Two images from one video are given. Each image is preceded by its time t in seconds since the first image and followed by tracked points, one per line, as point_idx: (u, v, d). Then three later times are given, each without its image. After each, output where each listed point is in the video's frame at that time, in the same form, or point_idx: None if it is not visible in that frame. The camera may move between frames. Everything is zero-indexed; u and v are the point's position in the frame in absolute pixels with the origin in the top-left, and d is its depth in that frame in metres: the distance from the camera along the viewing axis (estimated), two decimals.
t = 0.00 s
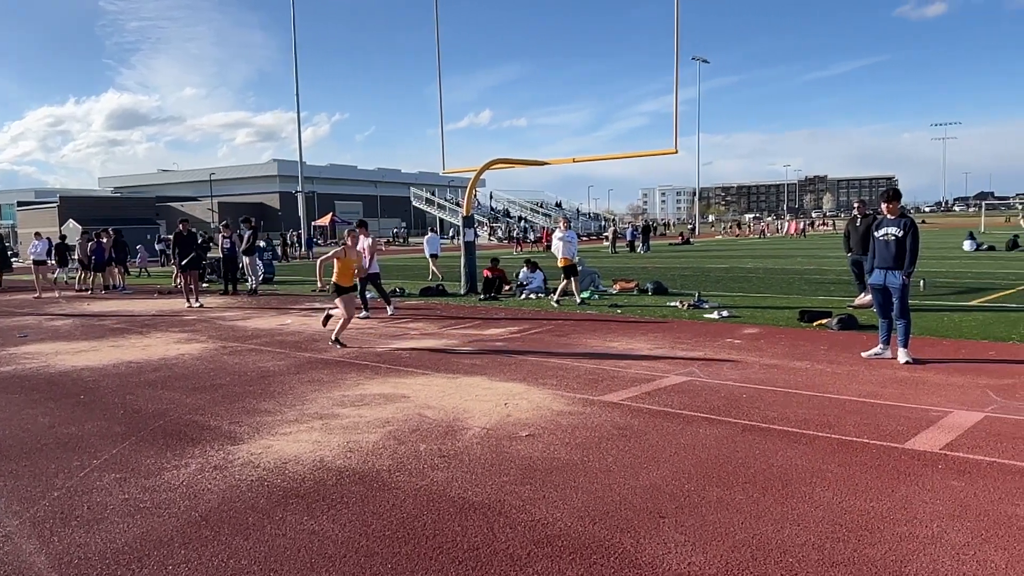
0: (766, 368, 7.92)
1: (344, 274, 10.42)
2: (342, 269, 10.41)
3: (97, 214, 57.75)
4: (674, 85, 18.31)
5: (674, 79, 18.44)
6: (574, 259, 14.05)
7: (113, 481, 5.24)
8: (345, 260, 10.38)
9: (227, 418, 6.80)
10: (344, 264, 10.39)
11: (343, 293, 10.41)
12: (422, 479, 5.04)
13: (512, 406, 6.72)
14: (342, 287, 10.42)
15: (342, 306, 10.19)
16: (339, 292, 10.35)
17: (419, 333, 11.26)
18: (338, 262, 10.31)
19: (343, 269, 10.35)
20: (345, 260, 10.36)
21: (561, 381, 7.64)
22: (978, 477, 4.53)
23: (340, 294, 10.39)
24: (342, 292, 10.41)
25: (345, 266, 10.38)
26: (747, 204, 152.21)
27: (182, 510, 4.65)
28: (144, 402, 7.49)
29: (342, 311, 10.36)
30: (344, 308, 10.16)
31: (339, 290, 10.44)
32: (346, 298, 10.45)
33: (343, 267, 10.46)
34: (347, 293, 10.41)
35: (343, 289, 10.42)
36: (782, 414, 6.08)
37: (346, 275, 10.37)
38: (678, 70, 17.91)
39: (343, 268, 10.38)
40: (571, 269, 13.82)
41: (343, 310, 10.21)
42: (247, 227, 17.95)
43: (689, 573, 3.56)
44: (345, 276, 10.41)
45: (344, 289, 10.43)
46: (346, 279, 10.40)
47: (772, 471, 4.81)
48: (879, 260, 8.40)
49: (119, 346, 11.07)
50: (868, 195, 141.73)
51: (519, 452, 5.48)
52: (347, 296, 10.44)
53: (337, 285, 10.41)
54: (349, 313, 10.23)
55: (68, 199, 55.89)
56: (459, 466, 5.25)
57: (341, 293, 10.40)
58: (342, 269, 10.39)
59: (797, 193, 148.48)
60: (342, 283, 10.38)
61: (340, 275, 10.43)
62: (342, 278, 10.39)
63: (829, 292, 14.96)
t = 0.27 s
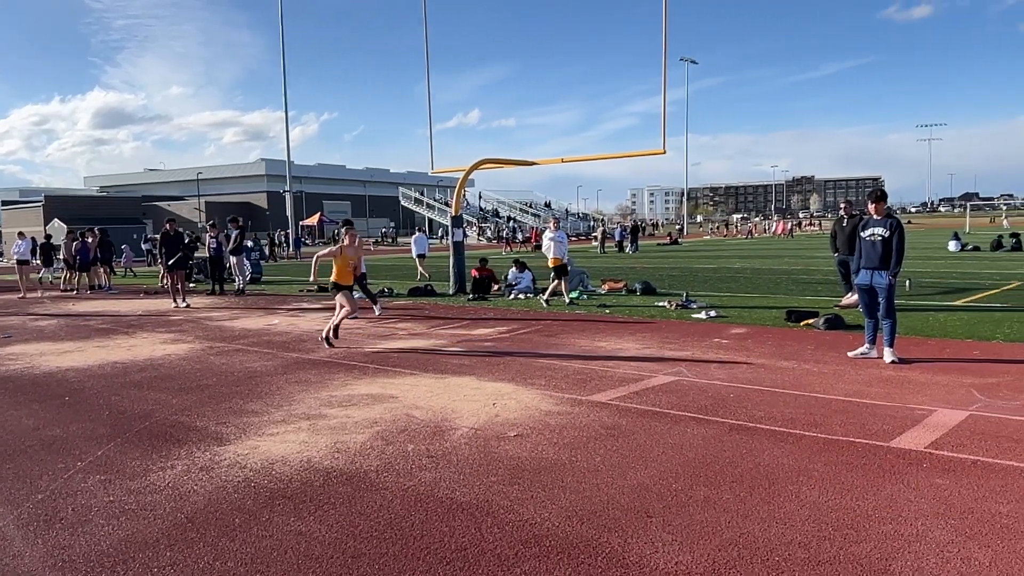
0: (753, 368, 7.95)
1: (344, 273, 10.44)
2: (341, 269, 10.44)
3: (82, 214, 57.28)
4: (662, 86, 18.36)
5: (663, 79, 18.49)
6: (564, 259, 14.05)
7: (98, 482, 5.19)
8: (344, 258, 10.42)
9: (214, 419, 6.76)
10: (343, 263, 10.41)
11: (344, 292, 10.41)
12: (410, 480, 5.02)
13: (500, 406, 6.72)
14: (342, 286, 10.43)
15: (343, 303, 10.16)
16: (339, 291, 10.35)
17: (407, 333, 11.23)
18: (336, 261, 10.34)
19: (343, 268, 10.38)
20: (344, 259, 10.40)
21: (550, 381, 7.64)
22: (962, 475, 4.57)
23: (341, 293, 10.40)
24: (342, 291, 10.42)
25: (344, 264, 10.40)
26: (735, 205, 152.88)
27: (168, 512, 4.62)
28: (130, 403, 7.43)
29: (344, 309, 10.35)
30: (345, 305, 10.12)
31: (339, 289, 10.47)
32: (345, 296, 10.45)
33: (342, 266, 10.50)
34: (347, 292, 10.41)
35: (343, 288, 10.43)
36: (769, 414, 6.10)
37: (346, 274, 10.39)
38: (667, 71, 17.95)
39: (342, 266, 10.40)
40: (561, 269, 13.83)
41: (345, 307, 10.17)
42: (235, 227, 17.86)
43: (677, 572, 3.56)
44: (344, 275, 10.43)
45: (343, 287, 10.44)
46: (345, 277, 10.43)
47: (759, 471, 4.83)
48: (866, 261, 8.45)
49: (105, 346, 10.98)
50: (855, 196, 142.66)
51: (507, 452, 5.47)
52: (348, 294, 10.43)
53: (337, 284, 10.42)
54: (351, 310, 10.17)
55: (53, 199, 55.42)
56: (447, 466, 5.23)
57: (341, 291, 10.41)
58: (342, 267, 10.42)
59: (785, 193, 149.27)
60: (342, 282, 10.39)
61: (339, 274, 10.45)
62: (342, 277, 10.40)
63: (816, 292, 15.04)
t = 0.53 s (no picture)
0: (740, 368, 7.98)
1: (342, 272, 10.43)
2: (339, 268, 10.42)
3: (67, 213, 56.79)
4: (650, 85, 18.39)
5: (651, 79, 18.53)
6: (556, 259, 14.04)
7: (82, 485, 5.15)
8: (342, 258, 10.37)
9: (200, 420, 6.72)
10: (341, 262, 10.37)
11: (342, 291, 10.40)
12: (398, 480, 5.01)
13: (488, 406, 6.71)
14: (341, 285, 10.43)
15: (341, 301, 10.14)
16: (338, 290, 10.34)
17: (395, 334, 11.20)
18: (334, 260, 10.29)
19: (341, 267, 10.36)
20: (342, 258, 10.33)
21: (538, 381, 7.63)
22: (946, 473, 4.60)
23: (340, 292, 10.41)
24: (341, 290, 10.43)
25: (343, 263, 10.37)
26: (723, 205, 153.50)
27: (153, 514, 4.58)
28: (115, 405, 7.37)
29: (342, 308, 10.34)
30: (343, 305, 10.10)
31: (337, 288, 10.45)
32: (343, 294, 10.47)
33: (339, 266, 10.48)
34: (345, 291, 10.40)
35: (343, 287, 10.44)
36: (755, 413, 6.13)
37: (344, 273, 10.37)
38: (655, 71, 17.99)
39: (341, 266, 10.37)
40: (552, 270, 13.83)
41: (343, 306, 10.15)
42: (222, 227, 17.76)
43: (664, 572, 3.57)
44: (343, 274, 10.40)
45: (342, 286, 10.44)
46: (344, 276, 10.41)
47: (746, 470, 4.85)
48: (852, 261, 8.49)
49: (90, 347, 10.89)
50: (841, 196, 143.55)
51: (495, 452, 5.47)
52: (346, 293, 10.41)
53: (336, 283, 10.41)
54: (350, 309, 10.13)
55: (37, 198, 54.93)
56: (434, 467, 5.22)
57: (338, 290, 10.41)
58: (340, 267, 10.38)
59: (772, 194, 150.05)
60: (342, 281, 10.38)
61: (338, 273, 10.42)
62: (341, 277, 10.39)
63: (803, 292, 15.12)
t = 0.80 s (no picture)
0: (727, 367, 8.01)
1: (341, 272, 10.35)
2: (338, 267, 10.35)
3: (52, 213, 56.30)
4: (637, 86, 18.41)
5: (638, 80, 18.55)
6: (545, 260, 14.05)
7: (66, 487, 5.10)
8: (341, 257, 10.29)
9: (186, 422, 6.67)
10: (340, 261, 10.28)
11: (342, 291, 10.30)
12: (385, 481, 4.99)
13: (476, 407, 6.70)
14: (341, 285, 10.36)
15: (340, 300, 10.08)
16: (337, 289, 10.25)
17: (383, 334, 11.17)
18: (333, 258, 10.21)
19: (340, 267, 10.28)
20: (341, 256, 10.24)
21: (526, 382, 7.63)
22: (930, 472, 4.64)
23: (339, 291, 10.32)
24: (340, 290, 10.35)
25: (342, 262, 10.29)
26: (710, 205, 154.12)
27: (138, 516, 4.55)
28: (99, 406, 7.31)
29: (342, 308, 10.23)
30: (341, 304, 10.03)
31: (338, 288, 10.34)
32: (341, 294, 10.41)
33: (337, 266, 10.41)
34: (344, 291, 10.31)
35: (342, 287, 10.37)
36: (742, 412, 6.16)
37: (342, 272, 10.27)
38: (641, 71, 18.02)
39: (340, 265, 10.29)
40: (541, 270, 13.84)
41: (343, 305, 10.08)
42: (208, 227, 17.66)
43: (651, 571, 3.57)
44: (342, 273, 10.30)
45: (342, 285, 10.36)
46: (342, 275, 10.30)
47: (733, 469, 4.87)
48: (838, 261, 8.53)
49: (74, 348, 10.80)
50: (828, 196, 144.46)
51: (483, 453, 5.46)
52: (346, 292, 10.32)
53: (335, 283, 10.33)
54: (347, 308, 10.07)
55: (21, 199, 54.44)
56: (422, 467, 5.21)
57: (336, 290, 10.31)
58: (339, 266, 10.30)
59: (760, 194, 150.79)
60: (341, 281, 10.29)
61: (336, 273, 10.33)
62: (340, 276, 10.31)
63: (789, 292, 15.21)
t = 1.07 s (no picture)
0: (714, 367, 8.03)
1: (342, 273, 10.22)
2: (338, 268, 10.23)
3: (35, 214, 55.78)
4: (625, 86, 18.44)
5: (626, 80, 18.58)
6: (534, 261, 14.05)
7: (49, 491, 5.05)
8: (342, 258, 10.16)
9: (171, 424, 6.62)
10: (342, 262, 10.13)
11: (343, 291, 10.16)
12: (372, 483, 4.98)
13: (463, 407, 6.69)
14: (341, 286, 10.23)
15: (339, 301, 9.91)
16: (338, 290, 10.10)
17: (370, 335, 11.13)
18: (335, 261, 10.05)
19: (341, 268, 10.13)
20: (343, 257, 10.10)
21: (513, 382, 7.63)
22: (914, 470, 4.67)
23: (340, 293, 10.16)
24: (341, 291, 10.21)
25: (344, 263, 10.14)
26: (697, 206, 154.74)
27: (122, 520, 4.51)
28: (83, 409, 7.24)
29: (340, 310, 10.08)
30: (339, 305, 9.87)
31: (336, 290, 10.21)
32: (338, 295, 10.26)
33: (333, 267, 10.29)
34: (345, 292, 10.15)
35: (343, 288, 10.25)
36: (728, 412, 6.18)
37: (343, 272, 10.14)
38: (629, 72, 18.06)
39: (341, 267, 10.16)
40: (529, 271, 13.84)
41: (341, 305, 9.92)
42: (194, 228, 17.54)
43: (637, 571, 3.58)
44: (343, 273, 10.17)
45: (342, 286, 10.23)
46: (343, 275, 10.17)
47: (719, 469, 4.89)
48: (824, 261, 8.58)
49: (57, 350, 10.69)
50: (813, 197, 145.35)
51: (470, 454, 5.45)
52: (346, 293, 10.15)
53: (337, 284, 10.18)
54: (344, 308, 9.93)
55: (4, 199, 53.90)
56: (409, 469, 5.19)
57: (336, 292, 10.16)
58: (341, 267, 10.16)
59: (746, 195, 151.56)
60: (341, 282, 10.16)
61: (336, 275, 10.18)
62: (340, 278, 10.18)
63: (775, 292, 15.29)
